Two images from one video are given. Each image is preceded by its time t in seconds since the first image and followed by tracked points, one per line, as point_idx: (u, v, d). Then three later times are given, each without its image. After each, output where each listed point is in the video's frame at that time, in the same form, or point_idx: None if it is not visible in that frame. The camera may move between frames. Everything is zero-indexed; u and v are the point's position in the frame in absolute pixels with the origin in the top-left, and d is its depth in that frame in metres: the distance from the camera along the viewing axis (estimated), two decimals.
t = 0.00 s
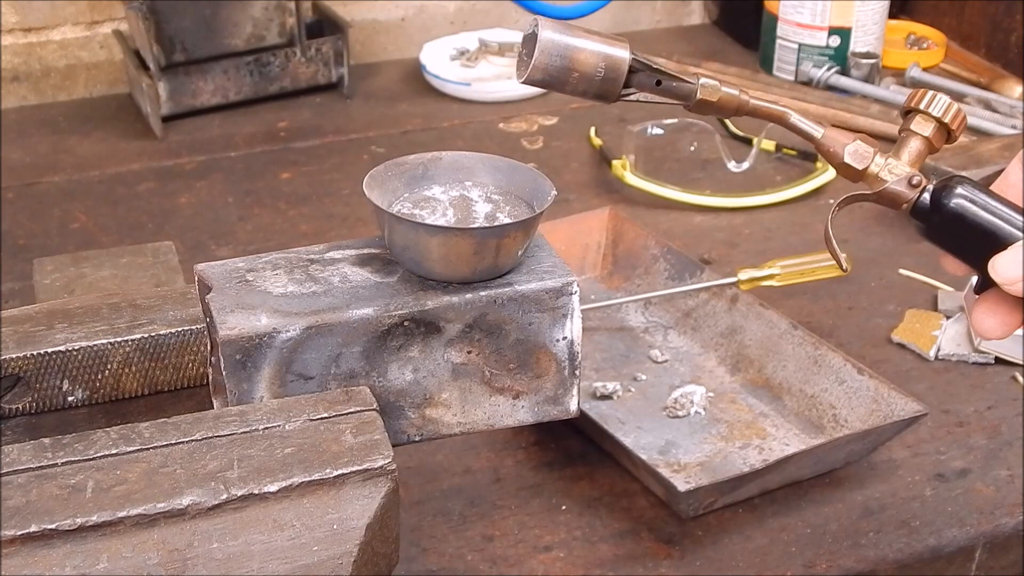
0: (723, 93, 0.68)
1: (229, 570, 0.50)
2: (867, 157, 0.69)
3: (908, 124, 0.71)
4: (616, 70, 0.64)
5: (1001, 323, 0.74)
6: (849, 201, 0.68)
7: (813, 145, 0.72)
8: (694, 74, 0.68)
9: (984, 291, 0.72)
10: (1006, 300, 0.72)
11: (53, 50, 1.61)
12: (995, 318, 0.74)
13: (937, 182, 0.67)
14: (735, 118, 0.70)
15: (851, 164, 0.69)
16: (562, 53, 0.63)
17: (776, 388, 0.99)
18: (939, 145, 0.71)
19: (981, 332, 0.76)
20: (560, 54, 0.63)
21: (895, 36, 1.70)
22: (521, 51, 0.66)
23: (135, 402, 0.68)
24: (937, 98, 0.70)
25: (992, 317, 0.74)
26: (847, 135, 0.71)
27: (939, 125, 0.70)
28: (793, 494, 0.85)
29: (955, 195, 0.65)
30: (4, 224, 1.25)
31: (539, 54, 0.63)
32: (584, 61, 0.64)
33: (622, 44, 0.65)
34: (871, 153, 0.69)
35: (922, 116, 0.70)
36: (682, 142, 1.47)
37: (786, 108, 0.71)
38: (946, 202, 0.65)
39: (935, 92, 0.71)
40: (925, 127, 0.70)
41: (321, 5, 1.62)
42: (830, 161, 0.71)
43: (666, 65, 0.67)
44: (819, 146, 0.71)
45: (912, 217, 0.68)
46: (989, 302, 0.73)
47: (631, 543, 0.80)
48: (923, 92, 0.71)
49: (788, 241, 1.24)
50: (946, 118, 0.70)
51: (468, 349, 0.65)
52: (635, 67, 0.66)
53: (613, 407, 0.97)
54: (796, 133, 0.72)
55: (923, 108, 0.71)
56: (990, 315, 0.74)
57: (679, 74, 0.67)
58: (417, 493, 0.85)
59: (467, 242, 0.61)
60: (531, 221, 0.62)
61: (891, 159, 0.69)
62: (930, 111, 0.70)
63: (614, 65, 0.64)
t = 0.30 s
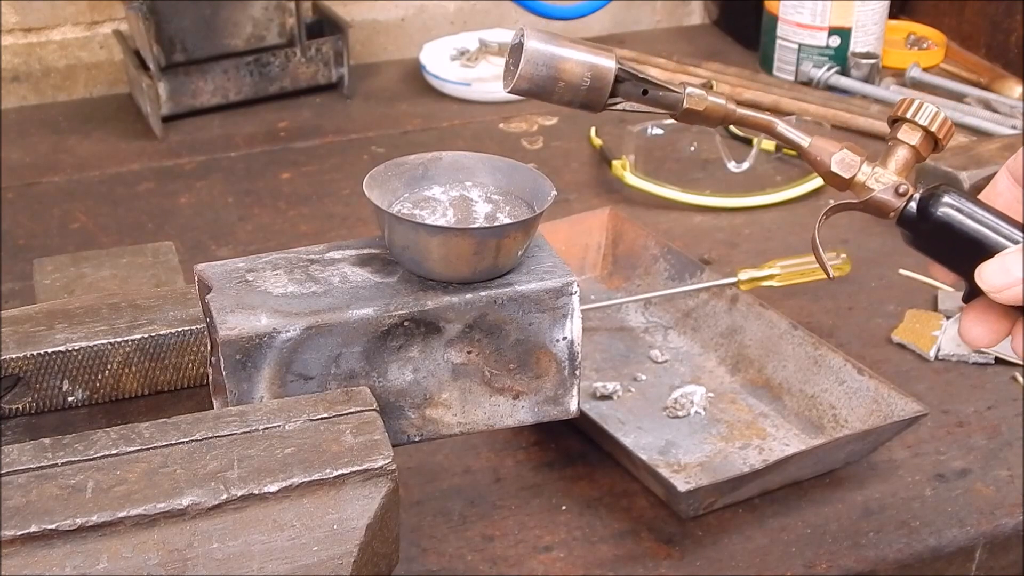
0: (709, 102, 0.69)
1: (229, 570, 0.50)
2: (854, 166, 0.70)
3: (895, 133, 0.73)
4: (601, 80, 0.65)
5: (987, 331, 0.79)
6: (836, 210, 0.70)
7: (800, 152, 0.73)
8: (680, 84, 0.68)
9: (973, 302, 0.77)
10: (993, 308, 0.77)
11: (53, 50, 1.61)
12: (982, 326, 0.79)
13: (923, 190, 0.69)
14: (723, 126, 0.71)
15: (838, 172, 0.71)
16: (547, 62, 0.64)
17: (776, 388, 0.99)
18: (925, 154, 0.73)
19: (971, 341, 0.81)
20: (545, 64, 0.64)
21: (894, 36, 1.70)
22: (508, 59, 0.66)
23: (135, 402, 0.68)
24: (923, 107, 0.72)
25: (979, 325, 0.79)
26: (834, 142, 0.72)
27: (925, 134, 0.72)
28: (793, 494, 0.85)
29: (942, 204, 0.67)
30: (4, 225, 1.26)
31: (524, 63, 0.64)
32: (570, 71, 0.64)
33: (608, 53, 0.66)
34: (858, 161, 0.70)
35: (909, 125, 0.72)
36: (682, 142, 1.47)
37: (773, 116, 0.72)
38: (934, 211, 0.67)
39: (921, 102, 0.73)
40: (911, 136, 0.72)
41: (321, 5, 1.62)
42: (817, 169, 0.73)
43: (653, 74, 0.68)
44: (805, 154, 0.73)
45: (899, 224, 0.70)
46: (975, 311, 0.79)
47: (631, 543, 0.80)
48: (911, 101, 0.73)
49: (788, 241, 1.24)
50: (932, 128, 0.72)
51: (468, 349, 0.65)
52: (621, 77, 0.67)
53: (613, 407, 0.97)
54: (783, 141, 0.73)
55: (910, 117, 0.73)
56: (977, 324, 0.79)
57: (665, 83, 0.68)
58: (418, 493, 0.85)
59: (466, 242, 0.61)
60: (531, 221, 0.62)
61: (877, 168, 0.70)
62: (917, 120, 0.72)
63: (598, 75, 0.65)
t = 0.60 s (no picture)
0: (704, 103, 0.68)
1: (229, 571, 0.50)
2: (848, 168, 0.70)
3: (889, 134, 0.73)
4: (595, 81, 0.65)
5: (983, 333, 0.79)
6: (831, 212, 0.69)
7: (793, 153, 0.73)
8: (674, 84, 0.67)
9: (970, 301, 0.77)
10: (989, 308, 0.77)
11: (53, 50, 1.61)
12: (977, 327, 0.79)
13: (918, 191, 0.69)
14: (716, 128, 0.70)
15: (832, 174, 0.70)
16: (542, 63, 0.64)
17: (776, 389, 0.99)
18: (919, 155, 0.72)
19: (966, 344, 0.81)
20: (539, 64, 0.64)
21: (894, 36, 1.70)
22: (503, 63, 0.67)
23: (135, 403, 0.68)
24: (918, 108, 0.72)
25: (974, 327, 0.79)
26: (827, 144, 0.71)
27: (919, 135, 0.72)
28: (793, 494, 0.85)
29: (937, 206, 0.67)
30: (4, 225, 1.26)
31: (519, 65, 0.64)
32: (564, 72, 0.64)
33: (602, 56, 0.66)
34: (853, 163, 0.70)
35: (903, 127, 0.72)
36: (682, 142, 1.47)
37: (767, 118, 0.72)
38: (929, 213, 0.67)
39: (915, 103, 0.73)
40: (906, 137, 0.72)
41: (321, 5, 1.62)
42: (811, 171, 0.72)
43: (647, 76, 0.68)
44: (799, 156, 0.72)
45: (893, 226, 0.70)
46: (970, 313, 0.79)
47: (631, 543, 0.80)
48: (905, 103, 0.73)
49: (788, 241, 1.24)
50: (926, 129, 0.72)
51: (468, 349, 0.65)
52: (615, 79, 0.66)
53: (613, 407, 0.97)
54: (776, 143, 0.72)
55: (904, 119, 0.72)
56: (973, 325, 0.79)
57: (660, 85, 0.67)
58: (418, 493, 0.85)
59: (467, 243, 0.61)
60: (531, 221, 0.62)
61: (872, 170, 0.70)
62: (911, 122, 0.72)
63: (593, 76, 0.65)
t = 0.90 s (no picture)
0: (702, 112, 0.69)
1: (229, 571, 0.50)
2: (847, 176, 0.71)
3: (888, 142, 0.72)
4: (594, 92, 0.65)
5: (981, 340, 0.79)
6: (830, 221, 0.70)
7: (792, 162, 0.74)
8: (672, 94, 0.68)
9: (968, 310, 0.77)
10: (988, 316, 0.77)
11: (53, 50, 1.61)
12: (976, 335, 0.79)
13: (917, 200, 0.69)
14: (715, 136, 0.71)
15: (831, 182, 0.72)
16: (541, 75, 0.64)
17: (776, 389, 0.99)
18: (918, 162, 0.72)
19: (965, 349, 0.81)
20: (538, 76, 0.64)
21: (894, 36, 1.70)
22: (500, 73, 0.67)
23: (135, 403, 0.68)
24: (916, 116, 0.72)
25: (973, 334, 0.79)
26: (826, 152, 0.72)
27: (918, 143, 0.71)
28: (793, 494, 0.85)
29: (935, 214, 0.67)
30: (4, 225, 1.26)
31: (517, 76, 0.64)
32: (563, 83, 0.64)
33: (600, 65, 0.66)
34: (851, 171, 0.71)
35: (902, 134, 0.72)
36: (682, 142, 1.47)
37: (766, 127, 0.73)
38: (927, 220, 0.67)
39: (914, 110, 0.72)
40: (904, 145, 0.71)
41: (321, 5, 1.62)
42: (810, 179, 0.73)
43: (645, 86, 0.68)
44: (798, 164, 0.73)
45: (893, 235, 0.70)
46: (969, 320, 0.79)
47: (631, 544, 0.80)
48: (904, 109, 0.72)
49: (788, 242, 1.24)
50: (925, 137, 0.71)
51: (468, 349, 0.65)
52: (614, 89, 0.67)
53: (613, 407, 0.97)
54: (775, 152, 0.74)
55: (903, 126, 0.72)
56: (971, 333, 0.79)
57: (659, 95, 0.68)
58: (418, 493, 0.85)
59: (466, 243, 0.61)
60: (531, 221, 0.62)
61: (870, 178, 0.71)
62: (909, 130, 0.71)
63: (592, 87, 0.65)
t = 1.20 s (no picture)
0: (699, 109, 0.69)
1: (229, 571, 0.50)
2: (845, 173, 0.71)
3: (886, 140, 0.73)
4: (591, 87, 0.65)
5: (979, 338, 0.79)
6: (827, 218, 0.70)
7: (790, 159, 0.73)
8: (671, 91, 0.68)
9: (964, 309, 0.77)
10: (985, 315, 0.77)
11: (53, 51, 1.61)
12: (972, 333, 0.79)
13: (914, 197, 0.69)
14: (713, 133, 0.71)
15: (828, 180, 0.71)
16: (539, 70, 0.64)
17: (776, 389, 0.99)
18: (916, 160, 0.72)
19: (963, 346, 0.81)
20: (536, 71, 0.64)
21: (894, 36, 1.70)
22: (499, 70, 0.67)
23: (135, 403, 0.68)
24: (914, 114, 0.72)
25: (970, 332, 0.79)
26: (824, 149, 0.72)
27: (916, 141, 0.72)
28: (793, 495, 0.85)
29: (933, 212, 0.67)
30: (4, 225, 1.26)
31: (515, 71, 0.64)
32: (561, 79, 0.64)
33: (599, 61, 0.66)
34: (849, 168, 0.71)
35: (900, 132, 0.72)
36: (682, 143, 1.46)
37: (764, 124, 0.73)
38: (924, 218, 0.67)
39: (912, 108, 0.73)
40: (902, 142, 0.72)
41: (321, 6, 1.62)
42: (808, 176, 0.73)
43: (643, 82, 0.68)
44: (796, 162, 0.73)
45: (890, 233, 0.70)
46: (965, 319, 0.79)
47: (631, 544, 0.80)
48: (902, 108, 0.73)
49: (788, 242, 1.24)
50: (922, 135, 0.72)
51: (468, 350, 0.65)
52: (611, 85, 0.67)
53: (613, 408, 0.97)
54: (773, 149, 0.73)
55: (900, 124, 0.72)
56: (968, 331, 0.79)
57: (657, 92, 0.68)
58: (418, 493, 0.85)
59: (467, 243, 0.61)
60: (530, 221, 0.62)
61: (868, 175, 0.70)
62: (908, 127, 0.72)
63: (589, 82, 0.65)
